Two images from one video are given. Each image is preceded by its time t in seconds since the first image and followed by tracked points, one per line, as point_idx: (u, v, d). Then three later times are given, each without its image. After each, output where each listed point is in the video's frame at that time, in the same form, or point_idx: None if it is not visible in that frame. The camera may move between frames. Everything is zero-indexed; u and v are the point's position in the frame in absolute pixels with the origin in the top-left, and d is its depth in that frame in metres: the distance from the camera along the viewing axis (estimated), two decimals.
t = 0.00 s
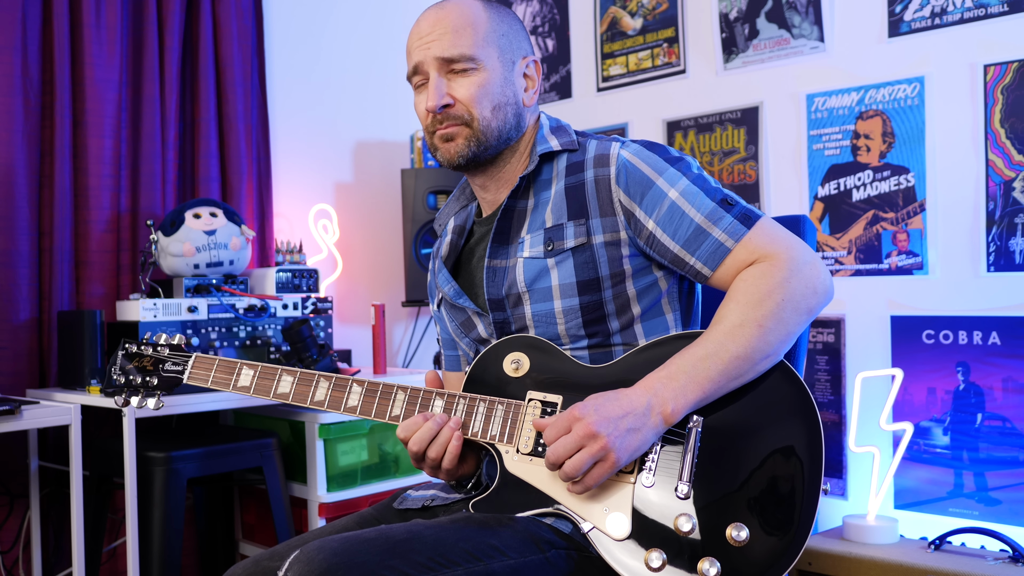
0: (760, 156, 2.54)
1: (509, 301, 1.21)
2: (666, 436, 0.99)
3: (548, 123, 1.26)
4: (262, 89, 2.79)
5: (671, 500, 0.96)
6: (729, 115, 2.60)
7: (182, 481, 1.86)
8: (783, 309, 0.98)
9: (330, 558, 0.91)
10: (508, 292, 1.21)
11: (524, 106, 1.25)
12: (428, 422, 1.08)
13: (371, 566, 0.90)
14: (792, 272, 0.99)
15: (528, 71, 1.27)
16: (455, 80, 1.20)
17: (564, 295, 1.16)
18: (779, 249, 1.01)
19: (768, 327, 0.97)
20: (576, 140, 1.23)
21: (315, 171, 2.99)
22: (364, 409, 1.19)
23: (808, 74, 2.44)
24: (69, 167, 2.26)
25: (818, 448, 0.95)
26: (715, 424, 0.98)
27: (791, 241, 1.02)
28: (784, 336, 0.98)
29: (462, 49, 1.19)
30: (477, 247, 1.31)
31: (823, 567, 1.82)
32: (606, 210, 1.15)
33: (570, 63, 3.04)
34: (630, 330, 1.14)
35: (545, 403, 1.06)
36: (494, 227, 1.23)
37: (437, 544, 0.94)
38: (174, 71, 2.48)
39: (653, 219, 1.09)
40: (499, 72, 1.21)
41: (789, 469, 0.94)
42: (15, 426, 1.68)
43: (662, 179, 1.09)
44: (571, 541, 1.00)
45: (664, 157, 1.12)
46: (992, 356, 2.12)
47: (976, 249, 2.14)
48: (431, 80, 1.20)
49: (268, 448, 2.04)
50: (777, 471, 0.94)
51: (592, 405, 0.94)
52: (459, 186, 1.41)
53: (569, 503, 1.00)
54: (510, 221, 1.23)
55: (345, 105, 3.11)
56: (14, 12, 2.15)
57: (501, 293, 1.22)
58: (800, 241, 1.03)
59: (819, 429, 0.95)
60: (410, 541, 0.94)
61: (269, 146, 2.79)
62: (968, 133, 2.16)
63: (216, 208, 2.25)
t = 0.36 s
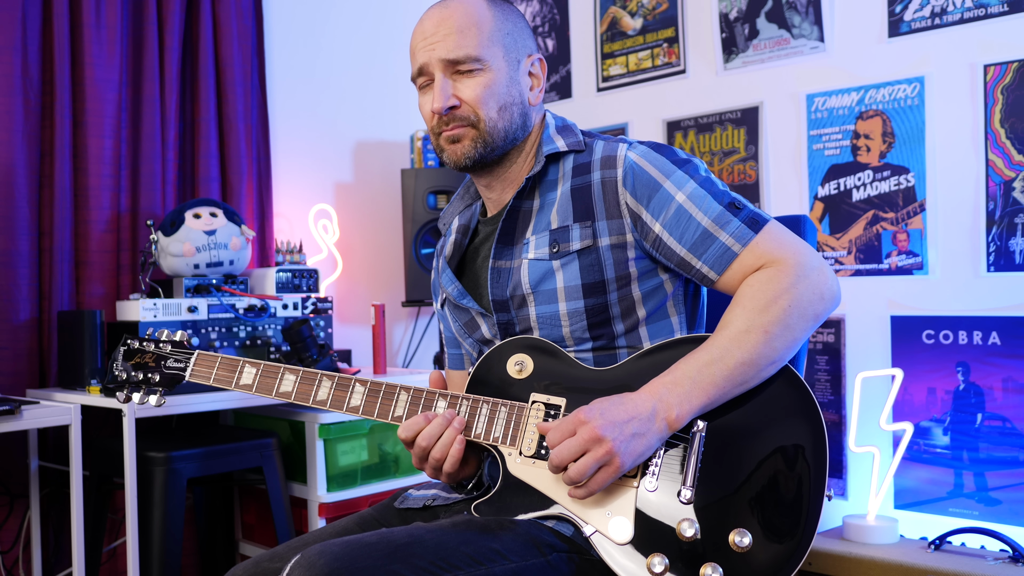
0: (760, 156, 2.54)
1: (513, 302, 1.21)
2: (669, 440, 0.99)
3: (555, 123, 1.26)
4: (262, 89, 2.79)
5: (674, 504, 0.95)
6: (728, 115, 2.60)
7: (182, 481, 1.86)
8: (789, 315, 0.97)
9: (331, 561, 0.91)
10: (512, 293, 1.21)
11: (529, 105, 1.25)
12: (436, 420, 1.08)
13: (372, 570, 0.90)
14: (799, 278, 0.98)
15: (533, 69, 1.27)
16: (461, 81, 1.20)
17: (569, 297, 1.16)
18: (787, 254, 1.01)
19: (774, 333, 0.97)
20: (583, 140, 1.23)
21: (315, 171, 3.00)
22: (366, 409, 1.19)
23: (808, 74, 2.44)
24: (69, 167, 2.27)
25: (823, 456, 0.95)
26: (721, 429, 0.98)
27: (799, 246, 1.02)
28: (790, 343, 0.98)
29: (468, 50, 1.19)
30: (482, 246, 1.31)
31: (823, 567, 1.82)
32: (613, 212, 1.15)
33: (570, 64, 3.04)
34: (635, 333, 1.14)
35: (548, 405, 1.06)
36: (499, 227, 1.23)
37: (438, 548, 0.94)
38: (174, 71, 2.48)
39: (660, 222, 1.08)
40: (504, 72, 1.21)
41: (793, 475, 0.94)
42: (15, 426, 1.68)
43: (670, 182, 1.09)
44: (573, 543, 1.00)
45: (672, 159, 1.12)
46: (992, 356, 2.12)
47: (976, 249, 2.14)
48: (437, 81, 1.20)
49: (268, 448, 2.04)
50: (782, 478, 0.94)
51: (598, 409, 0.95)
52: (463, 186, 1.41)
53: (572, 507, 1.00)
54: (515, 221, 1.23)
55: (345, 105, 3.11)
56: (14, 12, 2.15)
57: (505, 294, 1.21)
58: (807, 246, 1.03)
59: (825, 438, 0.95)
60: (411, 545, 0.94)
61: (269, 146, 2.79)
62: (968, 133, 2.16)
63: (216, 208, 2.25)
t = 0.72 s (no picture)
0: (760, 156, 2.54)
1: (516, 303, 1.21)
2: (672, 443, 0.98)
3: (559, 121, 1.26)
4: (262, 88, 2.79)
5: (676, 508, 0.95)
6: (728, 115, 2.60)
7: (182, 481, 1.86)
8: (795, 320, 0.97)
9: (332, 565, 0.91)
10: (516, 293, 1.21)
11: (536, 103, 1.25)
12: (435, 422, 1.08)
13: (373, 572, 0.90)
14: (804, 282, 0.98)
15: (538, 67, 1.26)
16: (469, 79, 1.20)
17: (573, 298, 1.16)
18: (792, 257, 1.01)
19: (779, 337, 0.97)
20: (588, 140, 1.22)
21: (315, 171, 3.00)
22: (367, 409, 1.19)
23: (808, 74, 2.44)
24: (69, 167, 2.26)
25: (828, 460, 0.94)
26: (726, 431, 0.98)
27: (804, 249, 1.02)
28: (794, 347, 0.98)
29: (475, 48, 1.18)
30: (485, 245, 1.31)
31: (823, 567, 1.82)
32: (617, 214, 1.15)
33: (570, 64, 3.03)
34: (638, 334, 1.14)
35: (550, 406, 1.06)
36: (502, 227, 1.23)
37: (439, 550, 0.94)
38: (174, 71, 2.48)
39: (665, 225, 1.08)
40: (511, 70, 1.21)
41: (796, 479, 0.94)
42: (15, 426, 1.68)
43: (676, 184, 1.09)
44: (575, 545, 1.00)
45: (678, 159, 1.12)
46: (992, 356, 2.12)
47: (976, 249, 2.14)
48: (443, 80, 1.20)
49: (268, 448, 2.04)
50: (785, 481, 0.94)
51: (599, 413, 0.95)
52: (465, 184, 1.40)
53: (574, 509, 1.00)
54: (519, 220, 1.23)
55: (345, 105, 3.11)
56: (13, 12, 2.15)
57: (508, 294, 1.22)
58: (812, 250, 1.03)
59: (830, 441, 0.95)
60: (412, 547, 0.94)
61: (269, 146, 2.79)
62: (968, 133, 2.16)
63: (216, 208, 2.25)
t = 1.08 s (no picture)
0: (760, 156, 2.54)
1: (516, 304, 1.21)
2: (671, 444, 0.99)
3: (558, 122, 1.27)
4: (262, 89, 2.79)
5: (675, 508, 0.95)
6: (729, 115, 2.60)
7: (182, 481, 1.86)
8: (794, 321, 0.97)
9: (332, 565, 0.91)
10: (515, 295, 1.21)
11: (537, 102, 1.26)
12: (395, 418, 1.12)
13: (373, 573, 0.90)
14: (804, 283, 0.98)
15: (535, 66, 1.27)
16: (473, 84, 1.19)
17: (572, 300, 1.16)
18: (792, 259, 1.01)
19: (779, 339, 0.97)
20: (587, 141, 1.22)
21: (315, 171, 3.00)
22: (367, 410, 1.19)
23: (808, 74, 2.44)
24: (69, 167, 2.26)
25: (827, 460, 0.94)
26: (725, 432, 0.98)
27: (805, 251, 1.02)
28: (794, 348, 0.98)
29: (478, 53, 1.18)
30: (484, 247, 1.31)
31: (823, 567, 1.82)
32: (617, 215, 1.15)
33: (570, 64, 3.03)
34: (638, 335, 1.14)
35: (549, 407, 1.06)
36: (501, 229, 1.23)
37: (439, 551, 0.94)
38: (174, 71, 2.48)
39: (665, 226, 1.08)
40: (513, 72, 1.21)
41: (795, 480, 0.94)
42: (15, 426, 1.68)
43: (675, 185, 1.09)
44: (574, 545, 1.00)
45: (677, 161, 1.12)
46: (992, 356, 2.12)
47: (975, 249, 2.15)
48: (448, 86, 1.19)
49: (268, 448, 2.04)
50: (784, 481, 0.94)
51: (599, 414, 0.94)
52: (464, 186, 1.40)
53: (572, 510, 1.00)
54: (518, 222, 1.23)
55: (345, 105, 3.11)
56: (14, 12, 2.15)
57: (508, 296, 1.22)
58: (812, 251, 1.03)
59: (829, 442, 0.95)
60: (412, 547, 0.94)
61: (269, 146, 2.79)
62: (969, 133, 2.16)
63: (216, 208, 2.25)
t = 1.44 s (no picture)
0: (760, 156, 2.54)
1: (513, 305, 1.21)
2: (669, 443, 0.99)
3: (552, 122, 1.27)
4: (262, 89, 2.79)
5: (675, 508, 0.95)
6: (728, 115, 2.60)
7: (182, 481, 1.86)
8: (792, 319, 0.97)
9: (332, 565, 0.91)
10: (512, 295, 1.21)
11: (526, 103, 1.25)
12: (398, 414, 1.11)
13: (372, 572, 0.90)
14: (801, 282, 0.98)
15: (524, 66, 1.25)
16: (455, 95, 1.18)
17: (570, 300, 1.16)
18: (789, 257, 1.01)
19: (776, 337, 0.97)
20: (583, 141, 1.22)
21: (315, 171, 3.00)
22: (366, 411, 1.19)
23: (808, 74, 2.44)
24: (69, 167, 2.26)
25: (825, 459, 0.94)
26: (724, 431, 0.98)
27: (801, 249, 1.02)
28: (792, 346, 0.98)
29: (458, 63, 1.17)
30: (482, 247, 1.31)
31: (823, 567, 1.82)
32: (614, 215, 1.15)
33: (571, 64, 3.03)
34: (635, 335, 1.14)
35: (548, 408, 1.06)
36: (498, 229, 1.24)
37: (438, 551, 0.94)
38: (174, 72, 2.48)
39: (661, 225, 1.08)
40: (497, 79, 1.19)
41: (795, 479, 0.94)
42: (15, 426, 1.68)
43: (671, 184, 1.09)
44: (573, 545, 1.00)
45: (673, 160, 1.12)
46: (992, 356, 2.12)
47: (976, 249, 2.14)
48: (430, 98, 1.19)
49: (268, 448, 2.04)
50: (783, 480, 0.94)
51: (596, 414, 0.94)
52: (461, 189, 1.41)
53: (572, 509, 1.00)
54: (514, 223, 1.23)
55: (345, 105, 3.11)
56: (13, 12, 2.15)
57: (505, 297, 1.22)
58: (808, 249, 1.03)
59: (827, 440, 0.95)
60: (411, 547, 0.94)
61: (269, 146, 2.79)
62: (969, 133, 2.16)
63: (216, 208, 2.25)
